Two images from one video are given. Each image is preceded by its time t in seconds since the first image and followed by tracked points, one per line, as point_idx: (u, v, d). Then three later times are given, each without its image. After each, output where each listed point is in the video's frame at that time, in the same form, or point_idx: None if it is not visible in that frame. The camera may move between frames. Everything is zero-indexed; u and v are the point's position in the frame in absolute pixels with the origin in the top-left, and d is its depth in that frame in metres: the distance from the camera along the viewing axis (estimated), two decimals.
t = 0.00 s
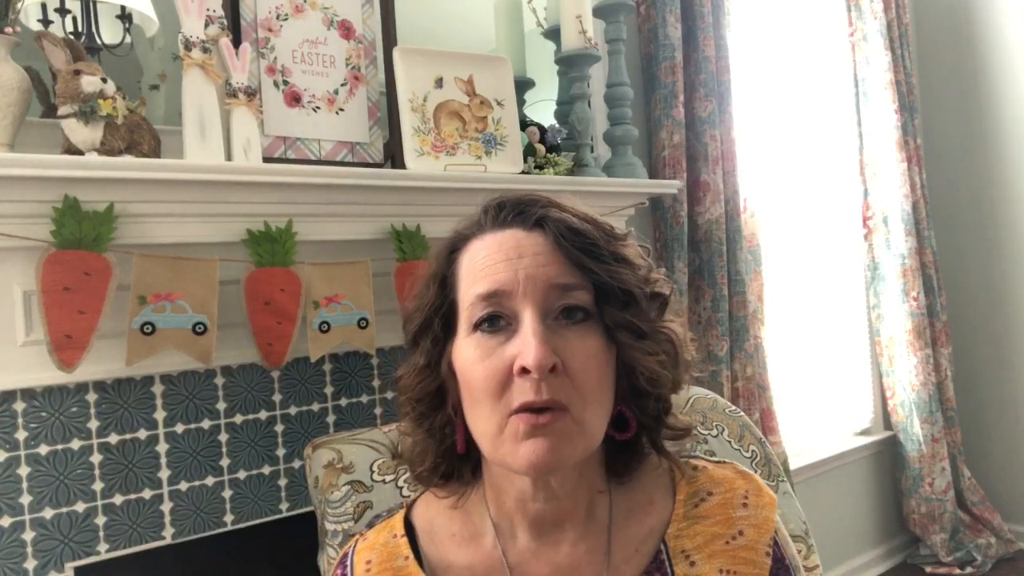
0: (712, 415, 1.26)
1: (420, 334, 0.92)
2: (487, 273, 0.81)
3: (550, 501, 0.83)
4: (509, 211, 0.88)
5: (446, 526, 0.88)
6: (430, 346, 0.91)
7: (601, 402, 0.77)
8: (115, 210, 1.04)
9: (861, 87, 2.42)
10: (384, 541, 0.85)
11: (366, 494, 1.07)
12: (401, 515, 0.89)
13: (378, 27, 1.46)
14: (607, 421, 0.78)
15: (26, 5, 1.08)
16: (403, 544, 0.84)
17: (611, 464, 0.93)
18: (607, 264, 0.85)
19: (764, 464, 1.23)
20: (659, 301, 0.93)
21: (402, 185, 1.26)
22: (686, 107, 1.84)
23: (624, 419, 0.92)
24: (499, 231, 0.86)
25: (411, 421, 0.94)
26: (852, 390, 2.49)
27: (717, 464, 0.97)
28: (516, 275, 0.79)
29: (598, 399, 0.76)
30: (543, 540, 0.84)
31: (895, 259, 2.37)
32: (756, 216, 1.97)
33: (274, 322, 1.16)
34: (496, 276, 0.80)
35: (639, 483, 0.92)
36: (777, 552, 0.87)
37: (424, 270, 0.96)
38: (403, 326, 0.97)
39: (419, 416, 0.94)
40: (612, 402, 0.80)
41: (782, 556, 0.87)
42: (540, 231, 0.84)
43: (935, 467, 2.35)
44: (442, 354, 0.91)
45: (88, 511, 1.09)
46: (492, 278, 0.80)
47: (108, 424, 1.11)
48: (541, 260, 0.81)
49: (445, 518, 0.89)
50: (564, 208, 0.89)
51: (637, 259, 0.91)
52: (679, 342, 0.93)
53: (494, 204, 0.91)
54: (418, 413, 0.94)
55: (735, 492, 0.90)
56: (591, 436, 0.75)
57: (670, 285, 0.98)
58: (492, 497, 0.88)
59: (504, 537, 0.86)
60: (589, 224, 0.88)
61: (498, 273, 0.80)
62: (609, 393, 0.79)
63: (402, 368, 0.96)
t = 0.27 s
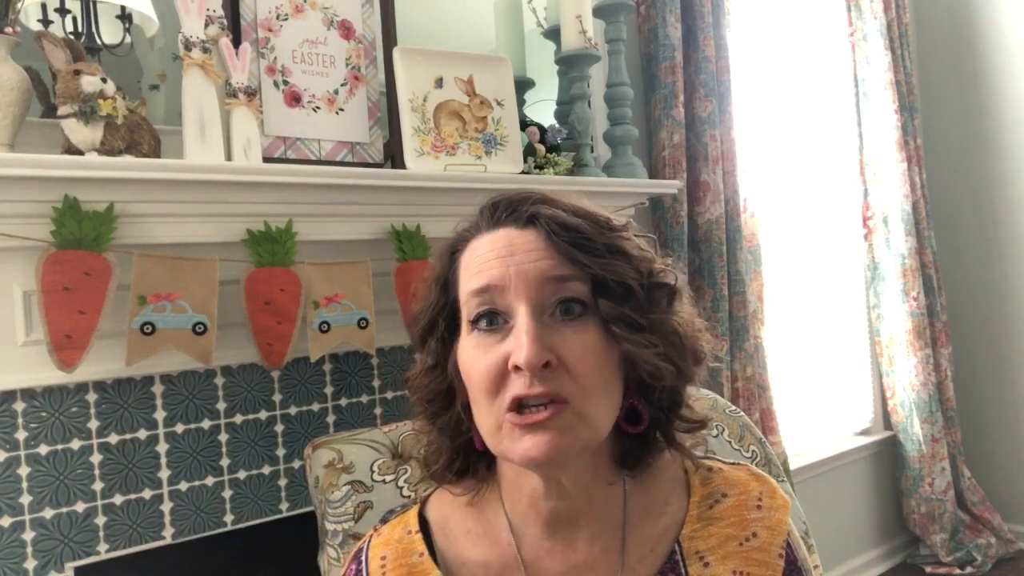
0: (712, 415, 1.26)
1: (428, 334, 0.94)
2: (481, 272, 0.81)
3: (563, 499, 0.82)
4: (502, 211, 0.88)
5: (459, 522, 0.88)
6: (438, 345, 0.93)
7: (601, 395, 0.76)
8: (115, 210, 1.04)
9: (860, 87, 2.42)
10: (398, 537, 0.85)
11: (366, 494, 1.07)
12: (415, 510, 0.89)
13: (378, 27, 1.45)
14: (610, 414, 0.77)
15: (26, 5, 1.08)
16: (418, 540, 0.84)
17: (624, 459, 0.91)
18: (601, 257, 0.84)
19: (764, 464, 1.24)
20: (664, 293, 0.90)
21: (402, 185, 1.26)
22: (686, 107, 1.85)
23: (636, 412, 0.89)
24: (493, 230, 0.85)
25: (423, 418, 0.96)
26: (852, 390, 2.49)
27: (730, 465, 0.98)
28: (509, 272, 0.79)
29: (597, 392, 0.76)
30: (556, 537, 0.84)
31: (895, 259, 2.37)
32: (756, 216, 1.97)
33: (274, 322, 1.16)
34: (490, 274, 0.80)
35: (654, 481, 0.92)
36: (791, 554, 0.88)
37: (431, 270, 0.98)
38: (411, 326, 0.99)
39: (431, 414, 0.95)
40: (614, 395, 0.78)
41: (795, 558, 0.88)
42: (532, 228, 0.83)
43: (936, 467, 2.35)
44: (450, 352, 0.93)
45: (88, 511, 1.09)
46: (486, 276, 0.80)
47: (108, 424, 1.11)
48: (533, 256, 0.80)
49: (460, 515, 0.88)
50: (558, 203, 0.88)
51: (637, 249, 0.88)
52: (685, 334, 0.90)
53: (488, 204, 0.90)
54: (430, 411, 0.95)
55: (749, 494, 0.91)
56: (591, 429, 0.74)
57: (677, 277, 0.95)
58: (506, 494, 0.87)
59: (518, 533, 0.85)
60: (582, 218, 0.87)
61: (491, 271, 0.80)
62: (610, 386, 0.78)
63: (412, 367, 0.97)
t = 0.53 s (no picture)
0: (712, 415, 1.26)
1: (434, 336, 0.95)
2: (485, 282, 0.80)
3: (566, 505, 0.82)
4: (509, 217, 0.86)
5: (463, 525, 0.88)
6: (444, 347, 0.93)
7: (602, 410, 0.76)
8: (115, 210, 1.04)
9: (861, 87, 2.42)
10: (401, 540, 0.85)
11: (366, 494, 1.07)
12: (418, 513, 0.89)
13: (378, 27, 1.45)
14: (610, 429, 0.77)
15: (26, 5, 1.08)
16: (421, 543, 0.84)
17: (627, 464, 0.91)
18: (607, 270, 0.82)
19: (764, 464, 1.24)
20: (673, 303, 0.89)
21: (402, 185, 1.26)
22: (686, 107, 1.85)
23: (643, 419, 0.89)
24: (499, 238, 0.84)
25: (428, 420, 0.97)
26: (852, 390, 2.49)
27: (734, 471, 0.98)
28: (512, 284, 0.78)
29: (598, 408, 0.75)
30: (559, 543, 0.83)
31: (895, 259, 2.37)
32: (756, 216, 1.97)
33: (274, 322, 1.16)
34: (494, 285, 0.79)
35: (658, 487, 0.92)
36: (795, 560, 0.88)
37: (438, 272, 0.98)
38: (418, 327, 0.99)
39: (436, 416, 0.96)
40: (616, 410, 0.78)
41: (799, 564, 0.88)
42: (538, 237, 0.82)
43: (935, 467, 2.35)
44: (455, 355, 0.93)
45: (88, 511, 1.09)
46: (490, 287, 0.79)
47: (108, 424, 1.11)
48: (538, 268, 0.79)
49: (462, 518, 0.88)
50: (565, 210, 0.86)
51: (645, 260, 0.87)
52: (692, 347, 0.89)
53: (495, 208, 0.89)
54: (435, 414, 0.96)
55: (754, 500, 0.91)
56: (592, 445, 0.74)
57: (688, 287, 0.93)
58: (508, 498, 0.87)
59: (521, 538, 0.85)
60: (589, 227, 0.85)
61: (494, 282, 0.79)
62: (612, 400, 0.77)
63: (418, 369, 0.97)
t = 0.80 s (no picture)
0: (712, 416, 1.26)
1: (434, 336, 0.95)
2: (485, 284, 0.80)
3: (566, 508, 0.82)
4: (510, 218, 0.86)
5: (462, 527, 0.87)
6: (444, 349, 0.93)
7: (601, 416, 0.76)
8: (115, 209, 1.04)
9: (861, 87, 2.42)
10: (400, 542, 0.85)
11: (366, 494, 1.07)
12: (417, 514, 0.89)
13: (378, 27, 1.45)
14: (609, 434, 0.77)
15: (26, 5, 1.08)
16: (419, 544, 0.84)
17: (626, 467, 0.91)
18: (607, 274, 0.82)
19: (764, 464, 1.24)
20: (674, 307, 0.88)
21: (402, 185, 1.26)
22: (686, 107, 1.85)
23: (643, 424, 0.88)
24: (500, 240, 0.84)
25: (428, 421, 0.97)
26: (852, 390, 2.49)
27: (733, 470, 0.98)
28: (512, 288, 0.78)
29: (597, 413, 0.76)
30: (558, 546, 0.83)
31: (895, 259, 2.37)
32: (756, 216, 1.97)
33: (274, 322, 1.16)
34: (494, 288, 0.79)
35: (658, 489, 0.92)
36: (793, 560, 0.89)
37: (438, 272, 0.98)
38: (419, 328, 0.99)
39: (435, 417, 0.96)
40: (615, 415, 0.78)
41: (797, 564, 0.89)
42: (539, 239, 0.82)
43: (936, 467, 2.35)
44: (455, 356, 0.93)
45: (88, 511, 1.09)
46: (490, 289, 0.79)
47: (108, 424, 1.11)
48: (538, 271, 0.79)
49: (461, 520, 0.88)
50: (566, 212, 0.86)
51: (647, 264, 0.86)
52: (693, 352, 0.89)
53: (496, 209, 0.89)
54: (434, 415, 0.96)
55: (753, 501, 0.91)
56: (591, 451, 0.75)
57: (689, 291, 0.92)
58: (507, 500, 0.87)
59: (520, 540, 0.85)
60: (590, 230, 0.85)
61: (494, 285, 0.79)
62: (611, 406, 0.78)
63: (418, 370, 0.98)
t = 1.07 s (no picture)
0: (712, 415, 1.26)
1: (435, 334, 0.95)
2: (486, 283, 0.80)
3: (564, 508, 0.82)
4: (511, 217, 0.86)
5: (461, 527, 0.87)
6: (444, 347, 0.93)
7: (599, 416, 0.76)
8: (115, 209, 1.04)
9: (861, 87, 2.42)
10: (399, 541, 0.85)
11: (366, 494, 1.07)
12: (416, 514, 0.89)
13: (378, 27, 1.45)
14: (607, 434, 0.77)
15: (26, 5, 1.08)
16: (418, 544, 0.84)
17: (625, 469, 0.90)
18: (606, 273, 0.82)
19: (764, 464, 1.24)
20: (674, 306, 0.88)
21: (402, 185, 1.26)
22: (686, 107, 1.85)
23: (642, 425, 0.88)
24: (501, 238, 0.84)
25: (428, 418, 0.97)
26: (852, 390, 2.49)
27: (732, 471, 0.98)
28: (512, 286, 0.78)
29: (595, 413, 0.75)
30: (558, 546, 0.83)
31: (895, 259, 2.38)
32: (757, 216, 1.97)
33: (274, 322, 1.16)
34: (494, 286, 0.79)
35: (657, 490, 0.92)
36: (792, 561, 0.89)
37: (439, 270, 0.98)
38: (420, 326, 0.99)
39: (436, 416, 0.96)
40: (613, 415, 0.78)
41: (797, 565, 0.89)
42: (539, 238, 0.82)
43: (935, 467, 2.35)
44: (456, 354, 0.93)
45: (88, 511, 1.09)
46: (491, 287, 0.79)
47: (108, 424, 1.11)
48: (538, 270, 0.79)
49: (461, 520, 0.88)
50: (567, 212, 0.86)
51: (647, 264, 0.86)
52: (693, 352, 0.88)
53: (498, 208, 0.89)
54: (435, 413, 0.96)
55: (752, 501, 0.91)
56: (589, 450, 0.74)
57: (690, 292, 0.92)
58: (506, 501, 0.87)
59: (519, 540, 0.84)
60: (590, 230, 0.85)
61: (494, 284, 0.79)
62: (609, 405, 0.77)
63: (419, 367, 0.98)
